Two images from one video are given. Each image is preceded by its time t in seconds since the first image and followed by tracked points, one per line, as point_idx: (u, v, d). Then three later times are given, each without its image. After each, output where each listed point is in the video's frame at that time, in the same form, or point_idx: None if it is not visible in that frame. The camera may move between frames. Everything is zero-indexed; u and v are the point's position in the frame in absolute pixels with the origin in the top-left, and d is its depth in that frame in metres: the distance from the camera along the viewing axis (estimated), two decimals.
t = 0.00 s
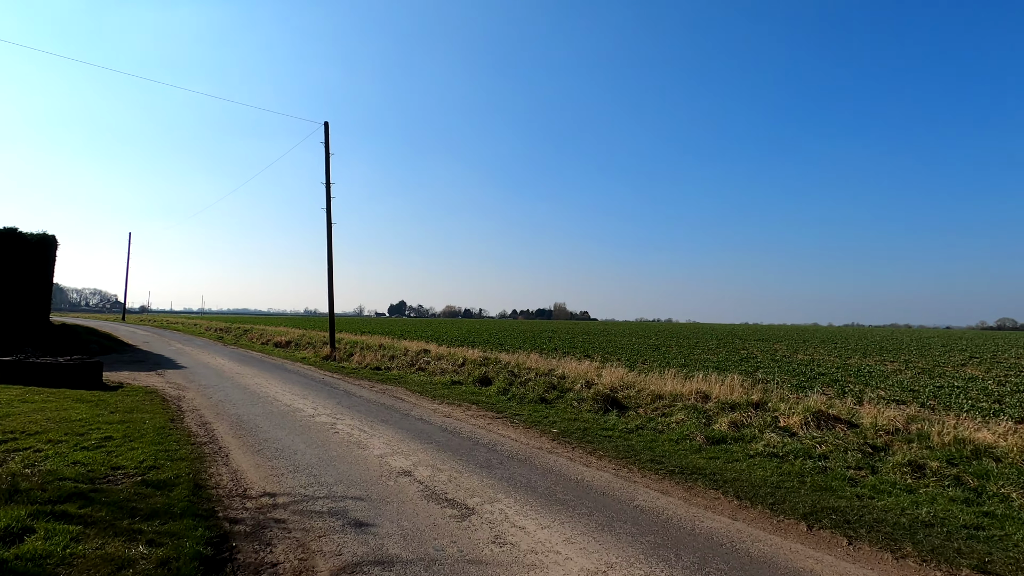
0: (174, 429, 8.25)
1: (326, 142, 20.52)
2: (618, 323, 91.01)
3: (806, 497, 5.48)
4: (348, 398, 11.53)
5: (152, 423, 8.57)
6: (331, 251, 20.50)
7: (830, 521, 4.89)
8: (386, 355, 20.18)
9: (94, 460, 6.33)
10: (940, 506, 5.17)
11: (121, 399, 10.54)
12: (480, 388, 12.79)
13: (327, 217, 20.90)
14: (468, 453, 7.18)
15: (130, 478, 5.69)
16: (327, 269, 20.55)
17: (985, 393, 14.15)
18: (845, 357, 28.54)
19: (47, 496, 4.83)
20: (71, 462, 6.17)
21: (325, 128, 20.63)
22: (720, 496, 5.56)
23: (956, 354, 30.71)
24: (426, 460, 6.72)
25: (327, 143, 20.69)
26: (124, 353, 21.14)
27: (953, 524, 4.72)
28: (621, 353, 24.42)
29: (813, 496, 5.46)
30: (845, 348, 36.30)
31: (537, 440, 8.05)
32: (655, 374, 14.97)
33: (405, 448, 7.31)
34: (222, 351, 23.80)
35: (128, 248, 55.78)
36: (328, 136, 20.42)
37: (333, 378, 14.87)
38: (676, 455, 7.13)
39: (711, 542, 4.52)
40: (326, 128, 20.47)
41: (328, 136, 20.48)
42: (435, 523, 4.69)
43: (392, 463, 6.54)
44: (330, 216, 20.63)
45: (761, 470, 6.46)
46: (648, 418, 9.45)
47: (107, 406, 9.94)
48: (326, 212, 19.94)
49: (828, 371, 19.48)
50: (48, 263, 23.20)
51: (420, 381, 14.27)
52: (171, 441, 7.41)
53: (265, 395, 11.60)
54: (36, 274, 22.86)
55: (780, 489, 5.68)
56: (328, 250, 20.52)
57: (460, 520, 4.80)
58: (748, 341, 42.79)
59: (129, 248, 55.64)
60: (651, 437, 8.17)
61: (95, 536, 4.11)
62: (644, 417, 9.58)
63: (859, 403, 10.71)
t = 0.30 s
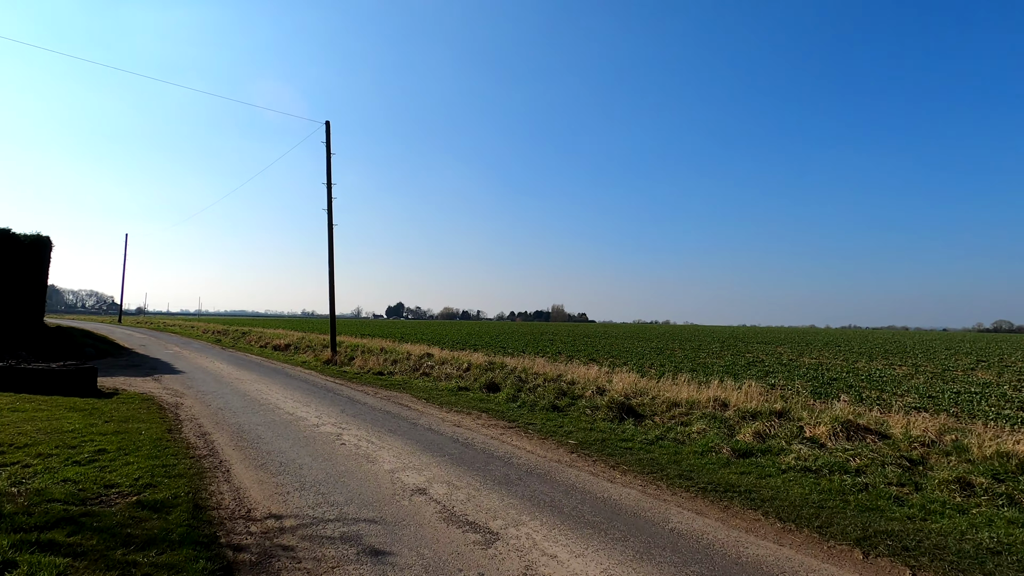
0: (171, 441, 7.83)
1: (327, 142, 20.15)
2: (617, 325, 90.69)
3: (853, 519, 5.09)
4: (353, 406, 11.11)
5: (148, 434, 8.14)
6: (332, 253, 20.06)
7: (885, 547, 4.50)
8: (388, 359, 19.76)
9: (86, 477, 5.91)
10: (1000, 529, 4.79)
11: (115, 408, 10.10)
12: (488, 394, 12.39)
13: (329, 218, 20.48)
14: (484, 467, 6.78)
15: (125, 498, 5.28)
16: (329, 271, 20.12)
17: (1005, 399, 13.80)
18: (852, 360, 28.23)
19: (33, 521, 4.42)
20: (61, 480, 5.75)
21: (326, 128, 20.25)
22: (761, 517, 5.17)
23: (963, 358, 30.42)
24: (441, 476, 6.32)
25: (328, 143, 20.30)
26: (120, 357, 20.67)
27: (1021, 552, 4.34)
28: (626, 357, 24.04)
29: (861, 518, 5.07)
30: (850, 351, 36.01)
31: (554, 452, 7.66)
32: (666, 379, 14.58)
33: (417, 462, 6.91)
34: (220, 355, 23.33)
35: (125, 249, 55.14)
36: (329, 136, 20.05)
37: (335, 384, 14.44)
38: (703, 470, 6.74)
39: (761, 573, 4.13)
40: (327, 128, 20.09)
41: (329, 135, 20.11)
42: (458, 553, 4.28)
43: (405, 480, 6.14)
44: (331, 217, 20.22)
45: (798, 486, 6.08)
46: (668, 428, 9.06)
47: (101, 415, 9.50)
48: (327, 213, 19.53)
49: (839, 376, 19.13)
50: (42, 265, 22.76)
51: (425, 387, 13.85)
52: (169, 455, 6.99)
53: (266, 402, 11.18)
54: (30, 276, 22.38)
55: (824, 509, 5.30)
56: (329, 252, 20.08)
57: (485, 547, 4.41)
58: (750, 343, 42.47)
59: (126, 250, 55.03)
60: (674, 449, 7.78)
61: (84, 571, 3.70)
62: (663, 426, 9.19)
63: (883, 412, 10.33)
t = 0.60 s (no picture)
0: (169, 440, 7.39)
1: (330, 134, 19.69)
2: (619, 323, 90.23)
3: (912, 527, 4.66)
4: (358, 403, 10.68)
5: (144, 433, 7.71)
6: (335, 247, 19.59)
7: (956, 559, 4.07)
8: (392, 356, 19.31)
9: (75, 480, 5.46)
10: None
11: (111, 405, 9.67)
12: (498, 392, 11.96)
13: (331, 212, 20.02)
14: (503, 469, 6.35)
15: (116, 505, 4.83)
16: (331, 265, 19.66)
17: None
18: (862, 357, 27.81)
19: (13, 531, 3.98)
20: (49, 484, 5.30)
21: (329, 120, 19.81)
22: (811, 524, 4.74)
23: (974, 355, 29.92)
24: (458, 479, 5.88)
25: (331, 134, 19.83)
26: (117, 353, 20.23)
27: None
28: (633, 354, 23.60)
29: (921, 526, 4.64)
30: (858, 348, 35.56)
31: (574, 452, 7.23)
32: (681, 376, 14.13)
33: (431, 463, 6.47)
34: (220, 351, 22.90)
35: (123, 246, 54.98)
36: (332, 127, 19.59)
37: (338, 381, 13.99)
38: (738, 471, 6.31)
39: None
40: (330, 119, 19.63)
41: (332, 127, 19.63)
42: (487, 567, 3.85)
43: (420, 483, 5.71)
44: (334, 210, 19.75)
45: (843, 490, 5.64)
46: (691, 427, 8.63)
47: (95, 413, 9.06)
48: (330, 207, 19.08)
49: (854, 373, 18.70)
50: (38, 258, 22.41)
51: (432, 384, 13.40)
52: (167, 455, 6.56)
53: (268, 399, 10.74)
54: (25, 271, 21.92)
55: (879, 516, 4.86)
56: (331, 246, 19.62)
57: (515, 559, 3.97)
58: (756, 340, 42.05)
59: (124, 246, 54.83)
60: (702, 449, 7.34)
61: None
62: (686, 425, 8.76)
63: (913, 410, 9.88)
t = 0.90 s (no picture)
0: (166, 452, 6.93)
1: (332, 130, 19.24)
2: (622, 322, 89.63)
3: (983, 554, 4.22)
4: (364, 408, 10.22)
5: (139, 443, 7.25)
6: (337, 245, 19.12)
7: None
8: (396, 357, 18.85)
9: (62, 500, 4.99)
10: None
11: (105, 411, 9.23)
12: (509, 396, 11.51)
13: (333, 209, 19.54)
14: (524, 484, 5.90)
15: (105, 529, 4.37)
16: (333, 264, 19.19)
17: None
18: (872, 358, 27.39)
19: None
20: (32, 504, 4.84)
21: (331, 116, 19.35)
22: (873, 551, 4.29)
23: (985, 356, 29.53)
24: (477, 496, 5.43)
25: (333, 130, 19.38)
26: (114, 354, 19.76)
27: None
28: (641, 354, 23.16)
29: (995, 554, 4.20)
30: (866, 348, 35.15)
31: (597, 464, 6.79)
32: (695, 379, 13.69)
33: (447, 477, 6.02)
34: (220, 352, 22.46)
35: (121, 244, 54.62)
36: (333, 123, 19.13)
37: (342, 383, 13.52)
38: (777, 487, 5.87)
39: None
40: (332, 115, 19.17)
41: (334, 123, 19.17)
42: None
43: (437, 501, 5.26)
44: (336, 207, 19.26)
45: (895, 509, 5.21)
46: (716, 436, 8.18)
47: (88, 420, 8.60)
48: (332, 204, 18.63)
49: (869, 375, 18.27)
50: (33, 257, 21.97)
51: (439, 387, 12.94)
52: (162, 469, 6.10)
53: (270, 404, 10.29)
54: (20, 270, 21.46)
55: (945, 542, 4.42)
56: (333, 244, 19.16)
57: None
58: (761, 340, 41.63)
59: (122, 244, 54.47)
60: (733, 460, 6.89)
61: None
62: (711, 433, 8.31)
63: (944, 416, 9.44)
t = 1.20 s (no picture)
0: (170, 458, 6.53)
1: (339, 126, 18.85)
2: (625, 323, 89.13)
3: None
4: (376, 412, 9.81)
5: (142, 449, 6.85)
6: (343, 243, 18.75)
7: None
8: (403, 358, 18.43)
9: (58, 513, 4.58)
10: None
11: (106, 414, 8.85)
12: (524, 399, 11.10)
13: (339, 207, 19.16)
14: (556, 495, 5.48)
15: (105, 548, 3.97)
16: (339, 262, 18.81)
17: None
18: (886, 360, 26.89)
19: None
20: (24, 518, 4.43)
21: (337, 112, 18.96)
22: (953, 573, 3.88)
23: (999, 357, 29.09)
24: (508, 509, 5.02)
25: (339, 127, 19.00)
26: (116, 355, 19.36)
27: None
28: (651, 356, 22.71)
29: None
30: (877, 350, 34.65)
31: (629, 472, 6.38)
32: (715, 382, 13.26)
33: (472, 488, 5.61)
34: (223, 353, 22.05)
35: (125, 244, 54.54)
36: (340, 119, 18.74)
37: (350, 385, 13.10)
38: (828, 498, 5.45)
39: None
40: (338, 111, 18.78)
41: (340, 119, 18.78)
42: None
43: (465, 514, 4.86)
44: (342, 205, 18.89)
45: (964, 523, 4.78)
46: (749, 441, 7.76)
47: (89, 423, 8.19)
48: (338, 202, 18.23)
49: (889, 377, 17.81)
50: (34, 256, 21.64)
51: (451, 389, 12.54)
52: (167, 478, 5.69)
53: (277, 407, 9.89)
54: (20, 269, 21.08)
55: None
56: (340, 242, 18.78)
57: None
58: (769, 341, 41.17)
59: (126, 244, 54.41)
60: (774, 469, 6.47)
61: None
62: (742, 439, 7.90)
63: (984, 421, 9.00)
